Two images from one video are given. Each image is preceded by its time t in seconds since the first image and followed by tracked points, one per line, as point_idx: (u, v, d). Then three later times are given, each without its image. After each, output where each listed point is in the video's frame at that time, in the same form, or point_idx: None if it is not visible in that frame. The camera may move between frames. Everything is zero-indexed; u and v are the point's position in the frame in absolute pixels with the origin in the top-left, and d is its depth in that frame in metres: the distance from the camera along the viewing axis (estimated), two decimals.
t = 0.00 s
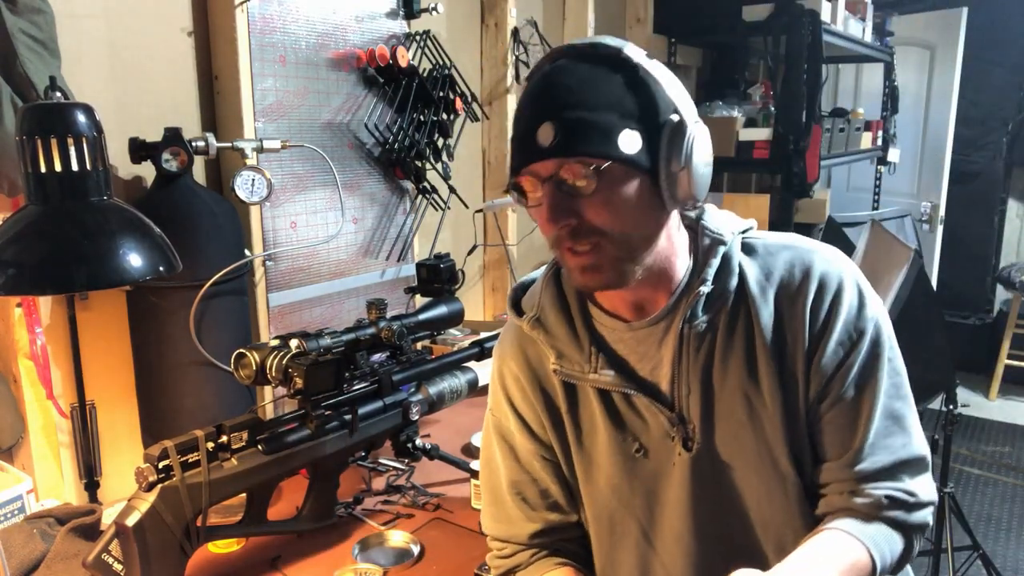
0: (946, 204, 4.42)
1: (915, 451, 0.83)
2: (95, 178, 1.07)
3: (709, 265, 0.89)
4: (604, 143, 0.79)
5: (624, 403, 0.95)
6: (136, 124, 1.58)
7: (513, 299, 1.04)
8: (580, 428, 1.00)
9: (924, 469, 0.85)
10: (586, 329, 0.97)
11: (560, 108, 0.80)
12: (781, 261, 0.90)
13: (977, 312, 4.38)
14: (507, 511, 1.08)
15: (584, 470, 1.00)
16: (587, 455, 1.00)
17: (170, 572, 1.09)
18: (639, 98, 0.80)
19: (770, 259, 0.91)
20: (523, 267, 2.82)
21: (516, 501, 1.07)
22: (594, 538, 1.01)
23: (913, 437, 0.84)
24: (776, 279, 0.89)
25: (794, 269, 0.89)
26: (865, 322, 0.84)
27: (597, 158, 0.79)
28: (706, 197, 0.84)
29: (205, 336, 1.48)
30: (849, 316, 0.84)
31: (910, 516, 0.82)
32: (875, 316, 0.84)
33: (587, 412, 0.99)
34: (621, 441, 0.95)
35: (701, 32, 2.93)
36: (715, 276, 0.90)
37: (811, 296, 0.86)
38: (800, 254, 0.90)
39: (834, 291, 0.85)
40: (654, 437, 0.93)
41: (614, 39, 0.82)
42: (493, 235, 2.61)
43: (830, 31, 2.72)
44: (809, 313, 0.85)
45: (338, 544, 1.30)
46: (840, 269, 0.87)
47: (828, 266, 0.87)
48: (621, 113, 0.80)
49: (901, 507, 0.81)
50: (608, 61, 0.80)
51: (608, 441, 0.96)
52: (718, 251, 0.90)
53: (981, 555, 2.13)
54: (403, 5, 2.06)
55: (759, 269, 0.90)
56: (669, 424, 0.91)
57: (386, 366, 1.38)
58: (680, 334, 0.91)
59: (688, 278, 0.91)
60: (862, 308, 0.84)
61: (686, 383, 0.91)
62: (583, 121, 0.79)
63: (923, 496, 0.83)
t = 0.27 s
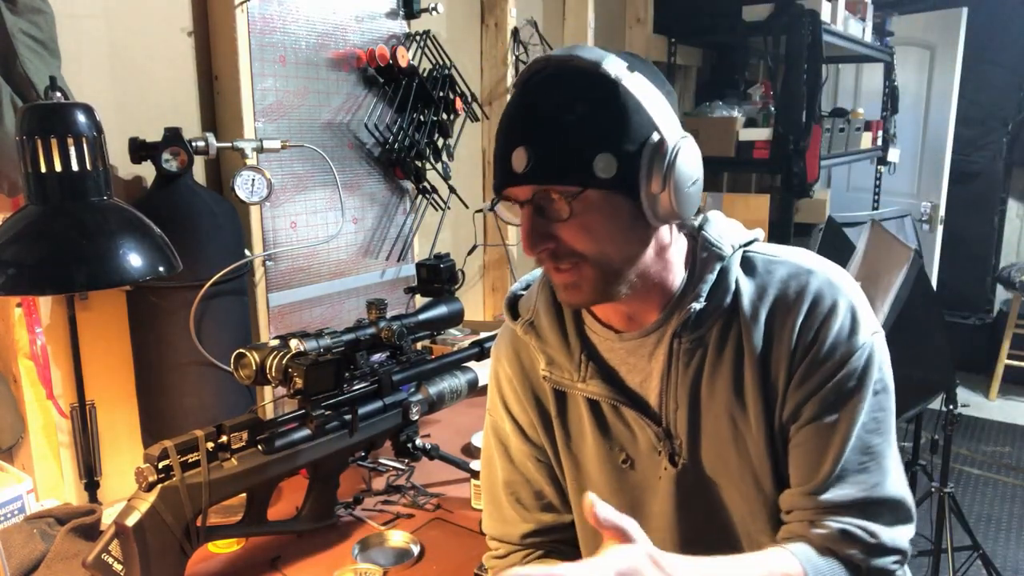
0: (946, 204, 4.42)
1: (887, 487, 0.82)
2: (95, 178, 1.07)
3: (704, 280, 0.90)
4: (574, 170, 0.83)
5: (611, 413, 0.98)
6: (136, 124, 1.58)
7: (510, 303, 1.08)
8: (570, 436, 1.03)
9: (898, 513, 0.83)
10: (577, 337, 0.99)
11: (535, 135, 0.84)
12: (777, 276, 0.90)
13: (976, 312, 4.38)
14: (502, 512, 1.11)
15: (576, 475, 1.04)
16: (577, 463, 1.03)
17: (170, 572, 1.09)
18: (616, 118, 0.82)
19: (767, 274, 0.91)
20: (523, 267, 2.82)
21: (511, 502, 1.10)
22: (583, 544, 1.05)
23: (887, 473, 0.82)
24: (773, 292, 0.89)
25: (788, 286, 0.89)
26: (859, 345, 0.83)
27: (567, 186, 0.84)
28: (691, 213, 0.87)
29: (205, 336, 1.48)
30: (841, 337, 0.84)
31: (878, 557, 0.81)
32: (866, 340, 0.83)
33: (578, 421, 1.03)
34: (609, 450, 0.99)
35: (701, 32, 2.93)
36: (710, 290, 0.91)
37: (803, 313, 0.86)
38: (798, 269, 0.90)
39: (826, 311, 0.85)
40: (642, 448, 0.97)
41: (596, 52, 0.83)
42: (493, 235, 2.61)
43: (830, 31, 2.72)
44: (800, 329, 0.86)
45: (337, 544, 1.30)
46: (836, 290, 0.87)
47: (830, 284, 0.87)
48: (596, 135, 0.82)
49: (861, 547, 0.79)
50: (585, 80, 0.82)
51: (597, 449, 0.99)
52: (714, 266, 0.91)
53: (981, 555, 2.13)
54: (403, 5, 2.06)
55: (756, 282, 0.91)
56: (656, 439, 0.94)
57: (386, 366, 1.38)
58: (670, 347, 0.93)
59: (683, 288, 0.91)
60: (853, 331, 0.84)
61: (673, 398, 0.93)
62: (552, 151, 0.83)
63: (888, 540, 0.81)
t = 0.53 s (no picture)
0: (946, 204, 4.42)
1: (874, 495, 0.81)
2: (95, 178, 1.07)
3: (704, 286, 0.90)
4: (561, 188, 0.83)
5: (611, 416, 0.98)
6: (136, 124, 1.58)
7: (511, 303, 1.08)
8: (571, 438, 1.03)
9: (885, 528, 0.82)
10: (577, 339, 1.00)
11: (523, 154, 0.85)
12: (778, 281, 0.90)
13: (977, 312, 4.38)
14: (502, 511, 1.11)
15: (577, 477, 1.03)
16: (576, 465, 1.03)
17: (170, 571, 1.09)
18: (602, 133, 0.82)
19: (768, 279, 0.91)
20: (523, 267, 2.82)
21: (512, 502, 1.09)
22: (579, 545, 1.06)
23: (877, 482, 0.82)
24: (773, 295, 0.89)
25: (788, 291, 0.89)
26: (854, 352, 0.83)
27: (555, 207, 0.84)
28: (686, 225, 0.85)
29: (205, 336, 1.48)
30: (837, 342, 0.84)
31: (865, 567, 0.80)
32: (862, 347, 0.83)
33: (579, 424, 1.03)
34: (609, 452, 0.99)
35: (701, 32, 2.93)
36: (710, 296, 0.91)
37: (801, 319, 0.86)
38: (799, 274, 0.90)
39: (824, 316, 0.85)
40: (641, 451, 0.97)
41: (583, 65, 0.83)
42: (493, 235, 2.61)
43: (830, 31, 2.72)
44: (796, 333, 0.86)
45: (337, 544, 1.30)
46: (836, 295, 0.86)
47: (829, 290, 0.87)
48: (583, 152, 0.82)
49: (842, 560, 0.80)
50: (571, 95, 0.82)
51: (596, 452, 1.00)
52: (715, 272, 0.91)
53: (982, 555, 2.13)
54: (403, 5, 2.06)
55: (756, 286, 0.91)
56: (654, 443, 0.95)
57: (386, 366, 1.38)
58: (669, 352, 0.93)
59: (683, 292, 0.91)
60: (850, 338, 0.84)
61: (673, 402, 0.93)
62: (540, 170, 0.84)
63: (870, 553, 0.80)
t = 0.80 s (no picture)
0: (946, 204, 4.42)
1: (863, 494, 0.82)
2: (95, 178, 1.07)
3: (703, 285, 0.90)
4: (556, 192, 0.83)
5: (611, 416, 0.98)
6: (136, 124, 1.58)
7: (510, 303, 1.08)
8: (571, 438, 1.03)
9: (873, 525, 0.83)
10: (577, 338, 1.00)
11: (515, 157, 0.85)
12: (775, 279, 0.90)
13: (977, 312, 4.38)
14: (505, 510, 1.12)
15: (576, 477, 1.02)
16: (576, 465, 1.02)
17: (170, 571, 1.09)
18: (594, 135, 0.82)
19: (766, 277, 0.91)
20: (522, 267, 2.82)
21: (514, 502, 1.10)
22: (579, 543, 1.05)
23: (867, 481, 0.82)
24: (770, 293, 0.89)
25: (785, 289, 0.89)
26: (849, 350, 0.83)
27: (550, 210, 0.84)
28: (680, 227, 0.85)
29: (205, 336, 1.48)
30: (832, 340, 0.84)
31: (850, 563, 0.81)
32: (857, 344, 0.83)
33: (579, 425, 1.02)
34: (609, 452, 0.99)
35: (702, 32, 2.93)
36: (709, 296, 0.91)
37: (797, 317, 0.86)
38: (796, 272, 0.90)
39: (820, 313, 0.85)
40: (641, 452, 0.97)
41: (575, 67, 0.82)
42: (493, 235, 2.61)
43: (830, 31, 2.72)
44: (792, 331, 0.86)
45: (337, 544, 1.30)
46: (832, 293, 0.87)
47: (826, 288, 0.87)
48: (575, 156, 0.82)
49: (827, 556, 0.80)
50: (564, 99, 0.82)
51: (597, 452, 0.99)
52: (713, 272, 0.91)
53: (982, 555, 2.13)
54: (403, 5, 2.06)
55: (753, 284, 0.91)
56: (654, 443, 0.95)
57: (386, 366, 1.38)
58: (668, 352, 0.93)
59: (682, 292, 0.91)
60: (845, 335, 0.84)
61: (672, 402, 0.93)
62: (534, 175, 0.84)
63: (855, 553, 0.81)
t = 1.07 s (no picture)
0: (946, 204, 4.42)
1: (862, 493, 0.79)
2: (95, 178, 1.07)
3: (701, 285, 0.91)
4: (553, 196, 0.83)
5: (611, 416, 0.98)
6: (136, 124, 1.58)
7: (510, 303, 1.08)
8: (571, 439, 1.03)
9: (874, 528, 0.80)
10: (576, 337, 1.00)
11: (511, 164, 0.85)
12: (773, 278, 0.90)
13: (977, 312, 4.38)
14: (504, 510, 1.12)
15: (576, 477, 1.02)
16: (574, 464, 1.02)
17: (170, 571, 1.09)
18: (589, 139, 0.82)
19: (763, 276, 0.91)
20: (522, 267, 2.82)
21: (514, 501, 1.11)
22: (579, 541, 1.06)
23: (864, 480, 0.80)
24: (767, 292, 0.89)
25: (782, 288, 0.89)
26: (844, 348, 0.81)
27: (547, 215, 0.84)
28: (677, 228, 0.85)
29: (205, 336, 1.48)
30: (827, 337, 0.82)
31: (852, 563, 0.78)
32: (853, 342, 0.82)
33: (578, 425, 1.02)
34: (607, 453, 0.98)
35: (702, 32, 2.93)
36: (706, 296, 0.91)
37: (792, 315, 0.86)
38: (794, 271, 0.90)
39: (815, 311, 0.84)
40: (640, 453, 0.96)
41: (568, 72, 0.82)
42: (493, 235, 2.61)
43: (830, 31, 2.72)
44: (787, 329, 0.86)
45: (337, 544, 1.30)
46: (828, 291, 0.86)
47: (822, 287, 0.86)
48: (570, 160, 0.82)
49: (825, 549, 0.77)
50: (558, 103, 0.82)
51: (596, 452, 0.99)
52: (711, 271, 0.91)
53: (982, 555, 2.13)
54: (403, 5, 2.06)
55: (750, 284, 0.91)
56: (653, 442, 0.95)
57: (386, 366, 1.38)
58: (666, 352, 0.93)
59: (679, 291, 0.92)
60: (841, 333, 0.82)
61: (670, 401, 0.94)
62: (530, 179, 0.84)
63: (856, 550, 0.77)
